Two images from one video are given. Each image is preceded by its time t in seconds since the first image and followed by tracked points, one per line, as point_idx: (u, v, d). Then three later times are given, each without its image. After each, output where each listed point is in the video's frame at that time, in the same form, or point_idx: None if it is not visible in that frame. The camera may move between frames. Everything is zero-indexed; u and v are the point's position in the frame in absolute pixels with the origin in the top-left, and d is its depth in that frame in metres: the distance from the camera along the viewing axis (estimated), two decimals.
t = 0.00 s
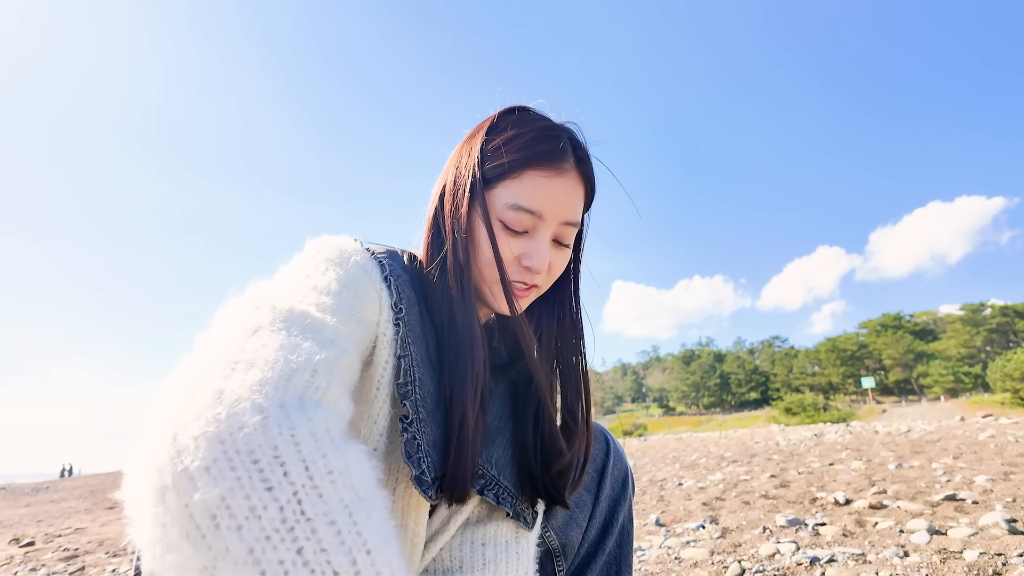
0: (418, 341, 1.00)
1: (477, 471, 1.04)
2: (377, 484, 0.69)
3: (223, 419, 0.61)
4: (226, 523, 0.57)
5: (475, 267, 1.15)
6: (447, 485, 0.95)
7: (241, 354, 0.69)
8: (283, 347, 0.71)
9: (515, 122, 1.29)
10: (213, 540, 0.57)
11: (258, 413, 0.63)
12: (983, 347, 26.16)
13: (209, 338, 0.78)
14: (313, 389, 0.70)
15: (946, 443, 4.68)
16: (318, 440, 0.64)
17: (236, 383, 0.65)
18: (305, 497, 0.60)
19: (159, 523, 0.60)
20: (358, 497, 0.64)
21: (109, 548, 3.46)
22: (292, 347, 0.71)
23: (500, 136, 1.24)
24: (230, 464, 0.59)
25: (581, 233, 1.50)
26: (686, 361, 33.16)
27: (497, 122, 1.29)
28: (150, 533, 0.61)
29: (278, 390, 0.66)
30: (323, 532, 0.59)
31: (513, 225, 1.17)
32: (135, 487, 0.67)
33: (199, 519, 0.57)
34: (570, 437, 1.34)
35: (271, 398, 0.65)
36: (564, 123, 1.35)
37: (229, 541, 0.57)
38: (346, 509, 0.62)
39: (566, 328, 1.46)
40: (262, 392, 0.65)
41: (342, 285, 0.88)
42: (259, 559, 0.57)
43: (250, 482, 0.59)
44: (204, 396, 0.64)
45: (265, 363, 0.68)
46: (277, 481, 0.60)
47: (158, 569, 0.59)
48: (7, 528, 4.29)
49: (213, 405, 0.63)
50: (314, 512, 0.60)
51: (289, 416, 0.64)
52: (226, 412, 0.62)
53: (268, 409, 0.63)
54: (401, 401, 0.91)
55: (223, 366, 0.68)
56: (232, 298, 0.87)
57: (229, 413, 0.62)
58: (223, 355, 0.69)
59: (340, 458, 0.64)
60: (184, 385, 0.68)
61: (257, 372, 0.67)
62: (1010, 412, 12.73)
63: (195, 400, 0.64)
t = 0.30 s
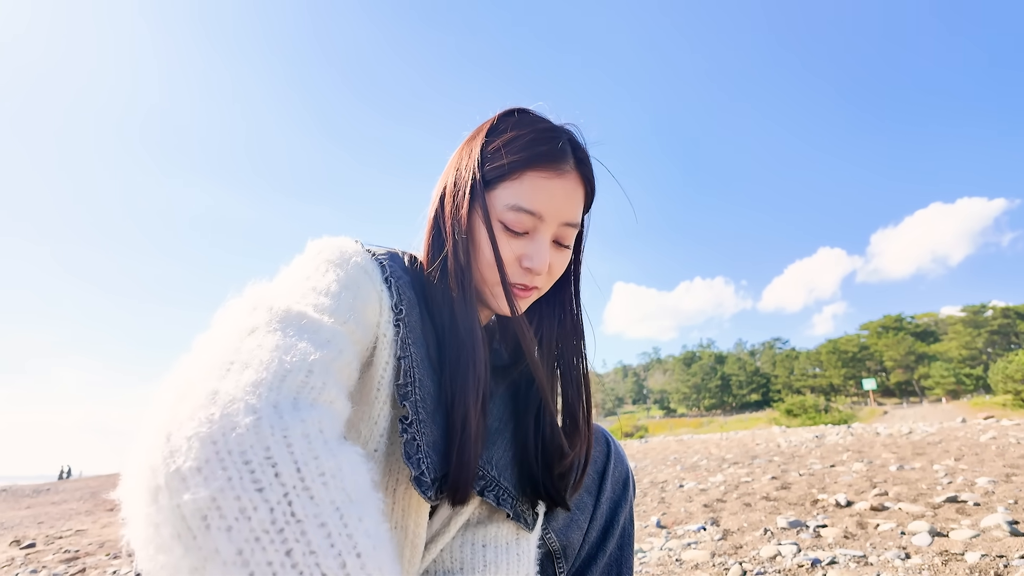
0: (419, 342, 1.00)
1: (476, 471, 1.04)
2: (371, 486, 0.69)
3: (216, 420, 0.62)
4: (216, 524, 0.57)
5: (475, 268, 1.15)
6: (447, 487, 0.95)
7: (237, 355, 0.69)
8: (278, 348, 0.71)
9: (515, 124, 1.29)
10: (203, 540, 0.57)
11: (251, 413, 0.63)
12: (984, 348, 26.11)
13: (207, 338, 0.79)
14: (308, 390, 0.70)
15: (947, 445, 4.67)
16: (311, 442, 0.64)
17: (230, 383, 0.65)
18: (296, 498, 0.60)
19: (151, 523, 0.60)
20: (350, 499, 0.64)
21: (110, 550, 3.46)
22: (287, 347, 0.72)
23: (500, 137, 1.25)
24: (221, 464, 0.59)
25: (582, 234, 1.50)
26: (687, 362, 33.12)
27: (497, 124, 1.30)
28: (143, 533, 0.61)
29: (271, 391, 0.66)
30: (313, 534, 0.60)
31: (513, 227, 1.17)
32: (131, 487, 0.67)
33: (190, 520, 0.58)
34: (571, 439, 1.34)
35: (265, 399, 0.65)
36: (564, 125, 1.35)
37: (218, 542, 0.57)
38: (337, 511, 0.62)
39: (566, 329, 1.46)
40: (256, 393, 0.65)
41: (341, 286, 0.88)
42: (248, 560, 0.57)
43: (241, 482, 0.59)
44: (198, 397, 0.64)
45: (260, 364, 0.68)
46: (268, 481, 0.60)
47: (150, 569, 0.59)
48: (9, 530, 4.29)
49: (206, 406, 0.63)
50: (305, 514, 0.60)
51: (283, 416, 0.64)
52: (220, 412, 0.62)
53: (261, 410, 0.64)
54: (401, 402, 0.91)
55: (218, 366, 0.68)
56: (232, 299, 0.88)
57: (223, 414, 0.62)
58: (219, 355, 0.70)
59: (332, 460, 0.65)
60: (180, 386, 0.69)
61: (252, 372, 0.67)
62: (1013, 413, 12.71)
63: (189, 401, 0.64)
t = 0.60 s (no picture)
0: (417, 341, 1.00)
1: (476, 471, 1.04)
2: (369, 487, 0.69)
3: (214, 417, 0.61)
4: (212, 521, 0.57)
5: (473, 269, 1.14)
6: (446, 486, 0.94)
7: (236, 353, 0.69)
8: (277, 346, 0.70)
9: (514, 123, 1.29)
10: (199, 538, 0.57)
11: (249, 411, 0.63)
12: (985, 348, 26.08)
13: (206, 337, 0.78)
14: (308, 387, 0.70)
15: (948, 445, 4.66)
16: (309, 441, 0.64)
17: (229, 382, 0.65)
18: (293, 496, 0.60)
19: (148, 521, 0.60)
20: (347, 498, 0.63)
21: (110, 549, 3.46)
22: (286, 345, 0.71)
23: (499, 137, 1.24)
24: (218, 461, 0.59)
25: (581, 234, 1.49)
26: (688, 362, 33.10)
27: (496, 123, 1.29)
28: (140, 530, 0.61)
29: (271, 389, 0.66)
30: (309, 533, 0.59)
31: (512, 227, 1.17)
32: (129, 485, 0.67)
33: (186, 517, 0.57)
34: (570, 438, 1.34)
35: (263, 397, 0.65)
36: (563, 125, 1.35)
37: (214, 539, 0.57)
38: (334, 510, 0.62)
39: (565, 328, 1.45)
40: (255, 391, 0.65)
41: (340, 286, 0.88)
42: (243, 557, 0.57)
43: (238, 479, 0.59)
44: (196, 394, 0.64)
45: (258, 362, 0.68)
46: (265, 479, 0.60)
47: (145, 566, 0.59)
48: (8, 530, 4.29)
49: (205, 403, 0.63)
50: (301, 511, 0.60)
51: (281, 415, 0.64)
52: (218, 410, 0.62)
53: (259, 408, 0.63)
54: (399, 402, 0.91)
55: (217, 364, 0.68)
56: (230, 298, 0.87)
57: (221, 411, 0.62)
58: (218, 354, 0.69)
59: (330, 459, 0.64)
60: (178, 384, 0.68)
61: (251, 370, 0.66)
62: (1013, 413, 12.69)
63: (187, 398, 0.64)
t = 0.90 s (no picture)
0: (418, 342, 1.00)
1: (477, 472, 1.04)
2: (366, 491, 0.69)
3: (214, 416, 0.61)
4: (208, 520, 0.57)
5: (473, 269, 1.14)
6: (448, 487, 0.94)
7: (237, 353, 0.69)
8: (278, 347, 0.71)
9: (514, 122, 1.29)
10: (194, 536, 0.57)
11: (249, 411, 0.63)
12: (986, 348, 26.06)
13: (206, 337, 0.78)
14: (308, 389, 0.70)
15: (950, 445, 4.66)
16: (308, 443, 0.64)
17: (230, 382, 0.65)
18: (291, 497, 0.60)
19: (144, 518, 0.60)
20: (345, 502, 0.63)
21: (112, 549, 3.47)
22: (287, 346, 0.71)
23: (498, 136, 1.24)
24: (217, 460, 0.59)
25: (582, 233, 1.49)
26: (688, 362, 33.11)
27: (495, 122, 1.29)
28: (136, 528, 0.61)
29: (272, 389, 0.66)
30: (307, 534, 0.59)
31: (512, 226, 1.17)
32: (128, 485, 0.67)
33: (182, 515, 0.57)
34: (571, 438, 1.34)
35: (263, 398, 0.65)
36: (563, 123, 1.35)
37: (210, 537, 0.57)
38: (331, 512, 0.62)
39: (566, 328, 1.45)
40: (256, 392, 0.65)
41: (341, 286, 0.88)
42: (239, 556, 0.57)
43: (236, 478, 0.59)
44: (197, 394, 0.64)
45: (259, 362, 0.68)
46: (263, 479, 0.60)
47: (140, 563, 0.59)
48: (10, 530, 4.29)
49: (205, 403, 0.63)
50: (299, 513, 0.60)
51: (281, 415, 0.64)
52: (218, 409, 0.62)
53: (259, 408, 0.63)
54: (401, 402, 0.91)
55: (218, 365, 0.68)
56: (231, 299, 0.87)
57: (221, 411, 0.62)
58: (219, 353, 0.70)
59: (329, 461, 0.64)
60: (179, 383, 0.69)
61: (252, 371, 0.67)
62: (1014, 412, 12.68)
63: (188, 398, 0.64)
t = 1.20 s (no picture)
0: (423, 341, 1.00)
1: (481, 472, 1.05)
2: (383, 494, 0.69)
3: (235, 420, 0.62)
4: (237, 524, 0.58)
5: (477, 269, 1.15)
6: (453, 486, 0.95)
7: (252, 355, 0.69)
8: (293, 349, 0.71)
9: (516, 123, 1.29)
10: (223, 540, 0.57)
11: (270, 416, 0.63)
12: (987, 348, 26.03)
13: (216, 339, 0.78)
14: (323, 392, 0.70)
15: (951, 445, 4.65)
16: (327, 448, 0.64)
17: (248, 384, 0.65)
18: (317, 502, 0.61)
19: (167, 522, 0.60)
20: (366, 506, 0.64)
21: (112, 549, 3.48)
22: (302, 348, 0.72)
23: (501, 137, 1.25)
24: (241, 464, 0.60)
25: (584, 234, 1.50)
26: (689, 362, 33.11)
27: (498, 123, 1.30)
28: (157, 531, 0.61)
29: (289, 393, 0.66)
30: (334, 538, 0.60)
31: (514, 226, 1.18)
32: (142, 485, 0.68)
33: (209, 519, 0.58)
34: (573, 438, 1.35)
35: (282, 401, 0.65)
36: (565, 124, 1.35)
37: (240, 542, 0.57)
38: (354, 516, 0.63)
39: (567, 329, 1.46)
40: (274, 395, 0.65)
41: (346, 286, 0.88)
42: (270, 560, 0.57)
43: (262, 484, 0.60)
44: (214, 397, 0.64)
45: (275, 364, 0.68)
46: (288, 484, 0.60)
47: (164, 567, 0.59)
48: (10, 530, 4.30)
49: (225, 406, 0.63)
50: (325, 517, 0.61)
51: (301, 419, 0.65)
52: (238, 412, 0.62)
53: (279, 411, 0.64)
54: (406, 401, 0.91)
55: (233, 367, 0.68)
56: (238, 300, 0.88)
57: (242, 414, 0.62)
58: (234, 355, 0.70)
59: (348, 466, 0.65)
60: (193, 385, 0.69)
61: (268, 373, 0.67)
62: (1015, 412, 12.65)
63: (206, 400, 0.65)
